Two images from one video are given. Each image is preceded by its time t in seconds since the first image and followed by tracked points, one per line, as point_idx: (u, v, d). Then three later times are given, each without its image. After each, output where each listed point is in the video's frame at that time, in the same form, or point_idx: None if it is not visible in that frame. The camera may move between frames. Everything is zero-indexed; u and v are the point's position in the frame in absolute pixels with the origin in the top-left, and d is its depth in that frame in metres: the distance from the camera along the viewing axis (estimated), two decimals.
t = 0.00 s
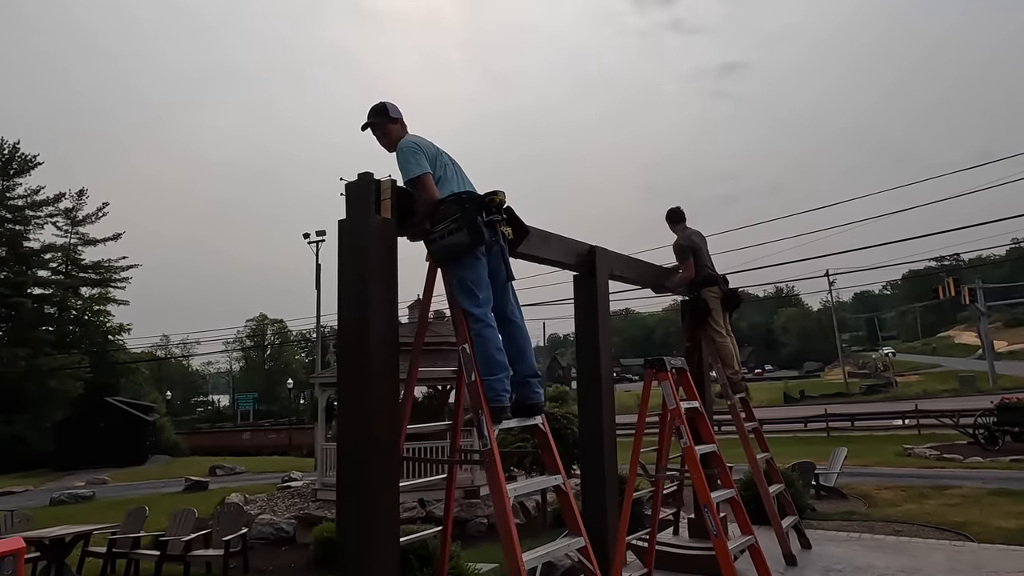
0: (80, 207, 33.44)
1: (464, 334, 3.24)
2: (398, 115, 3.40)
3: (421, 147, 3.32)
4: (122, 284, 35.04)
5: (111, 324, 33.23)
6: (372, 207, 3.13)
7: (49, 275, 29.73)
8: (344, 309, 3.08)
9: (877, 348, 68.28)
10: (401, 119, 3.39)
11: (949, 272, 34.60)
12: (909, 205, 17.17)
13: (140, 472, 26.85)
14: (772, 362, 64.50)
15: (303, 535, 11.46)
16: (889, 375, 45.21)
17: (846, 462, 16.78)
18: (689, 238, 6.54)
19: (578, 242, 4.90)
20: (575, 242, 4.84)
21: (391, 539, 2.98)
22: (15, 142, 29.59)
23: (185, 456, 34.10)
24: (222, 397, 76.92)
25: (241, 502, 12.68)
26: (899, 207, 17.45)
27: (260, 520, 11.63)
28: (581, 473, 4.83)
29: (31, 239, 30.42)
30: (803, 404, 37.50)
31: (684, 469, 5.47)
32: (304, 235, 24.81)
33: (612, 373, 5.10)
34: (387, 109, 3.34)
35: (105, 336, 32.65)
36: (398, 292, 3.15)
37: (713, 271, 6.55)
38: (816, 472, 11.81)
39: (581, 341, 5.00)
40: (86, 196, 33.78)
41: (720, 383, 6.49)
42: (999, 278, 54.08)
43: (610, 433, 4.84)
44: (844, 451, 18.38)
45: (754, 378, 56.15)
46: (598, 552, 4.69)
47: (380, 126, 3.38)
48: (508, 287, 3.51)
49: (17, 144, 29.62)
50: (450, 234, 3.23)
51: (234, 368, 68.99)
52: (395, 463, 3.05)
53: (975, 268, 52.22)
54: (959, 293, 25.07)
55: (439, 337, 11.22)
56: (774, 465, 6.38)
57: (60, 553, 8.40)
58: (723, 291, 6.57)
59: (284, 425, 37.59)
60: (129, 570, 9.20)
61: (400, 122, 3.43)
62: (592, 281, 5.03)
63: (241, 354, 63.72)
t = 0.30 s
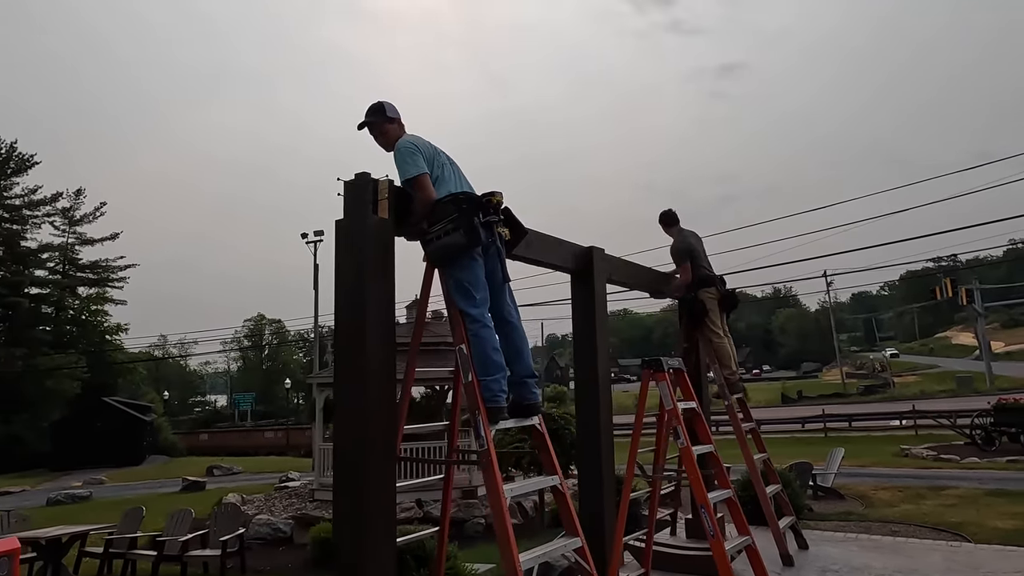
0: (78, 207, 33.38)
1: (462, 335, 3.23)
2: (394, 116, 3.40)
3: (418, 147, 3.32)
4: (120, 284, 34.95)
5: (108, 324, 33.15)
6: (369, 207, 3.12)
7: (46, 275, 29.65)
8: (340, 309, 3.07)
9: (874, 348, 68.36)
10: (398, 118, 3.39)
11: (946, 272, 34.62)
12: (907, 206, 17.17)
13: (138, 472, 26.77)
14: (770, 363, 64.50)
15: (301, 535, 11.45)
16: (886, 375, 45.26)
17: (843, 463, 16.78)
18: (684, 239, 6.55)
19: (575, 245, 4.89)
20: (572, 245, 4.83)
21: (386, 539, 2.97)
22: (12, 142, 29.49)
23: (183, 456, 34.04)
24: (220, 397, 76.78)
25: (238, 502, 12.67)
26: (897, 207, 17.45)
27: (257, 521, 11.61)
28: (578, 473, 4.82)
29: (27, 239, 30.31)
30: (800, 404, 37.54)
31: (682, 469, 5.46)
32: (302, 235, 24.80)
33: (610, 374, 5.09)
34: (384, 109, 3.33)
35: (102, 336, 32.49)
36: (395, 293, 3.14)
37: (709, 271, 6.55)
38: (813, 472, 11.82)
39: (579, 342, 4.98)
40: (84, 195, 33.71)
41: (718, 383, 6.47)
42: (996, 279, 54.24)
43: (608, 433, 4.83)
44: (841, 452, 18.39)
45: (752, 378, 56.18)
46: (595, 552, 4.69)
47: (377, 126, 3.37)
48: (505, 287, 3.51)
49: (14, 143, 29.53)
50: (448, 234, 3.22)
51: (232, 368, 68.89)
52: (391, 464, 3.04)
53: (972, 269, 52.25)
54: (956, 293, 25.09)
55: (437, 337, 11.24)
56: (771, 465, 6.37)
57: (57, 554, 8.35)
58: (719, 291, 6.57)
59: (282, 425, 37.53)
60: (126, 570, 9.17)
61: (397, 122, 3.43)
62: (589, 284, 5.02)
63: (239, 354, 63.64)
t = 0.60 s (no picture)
0: (75, 206, 33.31)
1: (460, 336, 3.23)
2: (392, 115, 3.38)
3: (417, 146, 3.30)
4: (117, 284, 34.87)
5: (106, 324, 33.10)
6: (367, 208, 3.12)
7: (43, 275, 29.58)
8: (339, 308, 3.07)
9: (872, 349, 68.44)
10: (396, 118, 3.37)
11: (944, 273, 34.66)
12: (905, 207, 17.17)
13: (135, 472, 26.72)
14: (768, 363, 64.58)
15: (298, 536, 11.44)
16: (884, 376, 45.31)
17: (841, 463, 16.80)
18: (688, 238, 6.54)
19: (574, 246, 4.89)
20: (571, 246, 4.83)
21: (384, 538, 2.97)
22: (9, 141, 29.40)
23: (180, 456, 33.96)
24: (218, 397, 76.76)
25: (235, 503, 12.65)
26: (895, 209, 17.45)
27: (255, 521, 11.60)
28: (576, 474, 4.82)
29: (25, 238, 30.23)
30: (798, 404, 37.61)
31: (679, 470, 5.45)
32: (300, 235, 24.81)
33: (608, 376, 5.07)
34: (383, 107, 3.31)
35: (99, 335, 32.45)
36: (393, 294, 3.14)
37: (710, 272, 6.55)
38: (811, 473, 11.83)
39: (578, 343, 4.98)
40: (81, 195, 33.64)
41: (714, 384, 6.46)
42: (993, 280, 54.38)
43: (606, 434, 4.82)
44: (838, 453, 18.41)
45: (750, 379, 56.23)
46: (593, 552, 4.68)
47: (375, 125, 3.35)
48: (503, 289, 3.51)
49: (11, 143, 29.44)
50: (445, 234, 3.21)
51: (229, 368, 68.77)
52: (389, 464, 3.03)
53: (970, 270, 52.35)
54: (953, 294, 25.12)
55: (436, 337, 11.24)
56: (768, 466, 6.37)
57: (53, 554, 8.32)
58: (719, 292, 6.56)
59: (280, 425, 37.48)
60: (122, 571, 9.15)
61: (396, 121, 3.41)
62: (588, 285, 5.02)
63: (237, 354, 63.57)
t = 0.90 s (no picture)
0: (73, 207, 33.25)
1: (456, 337, 3.23)
2: (391, 113, 3.38)
3: (415, 145, 3.29)
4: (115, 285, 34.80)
5: (103, 325, 33.02)
6: (364, 208, 3.11)
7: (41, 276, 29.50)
8: (335, 308, 3.06)
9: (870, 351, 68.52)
10: (395, 116, 3.37)
11: (943, 275, 34.68)
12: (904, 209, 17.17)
13: (133, 473, 26.70)
14: (766, 365, 64.59)
15: (295, 537, 11.42)
16: (882, 378, 45.30)
17: (838, 465, 16.80)
18: (696, 234, 6.52)
19: (572, 248, 4.88)
20: (568, 248, 4.82)
21: (379, 539, 2.95)
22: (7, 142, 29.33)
23: (177, 458, 33.89)
24: (216, 398, 76.66)
25: (232, 504, 12.62)
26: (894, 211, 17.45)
27: (252, 522, 11.60)
28: (573, 474, 4.80)
29: (22, 239, 30.17)
30: (796, 406, 37.63)
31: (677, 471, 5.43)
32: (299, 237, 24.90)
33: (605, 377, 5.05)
34: (385, 106, 3.32)
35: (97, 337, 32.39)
36: (390, 295, 3.13)
37: (714, 272, 6.54)
38: (809, 474, 11.84)
39: (575, 344, 4.97)
40: (79, 196, 33.58)
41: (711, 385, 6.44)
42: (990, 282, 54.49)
43: (603, 436, 4.81)
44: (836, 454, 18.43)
45: (748, 381, 56.29)
46: (590, 554, 4.66)
47: (372, 125, 3.36)
48: (499, 291, 3.51)
49: (9, 143, 29.36)
50: (440, 237, 3.21)
51: (227, 369, 68.65)
52: (385, 467, 3.02)
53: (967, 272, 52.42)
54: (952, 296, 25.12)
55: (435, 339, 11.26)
56: (766, 467, 6.35)
57: (49, 556, 8.30)
58: (720, 294, 6.56)
59: (278, 427, 37.42)
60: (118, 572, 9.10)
61: (395, 118, 3.42)
62: (586, 286, 5.01)
63: (235, 355, 63.49)
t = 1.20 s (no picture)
0: (71, 208, 33.18)
1: (453, 339, 3.22)
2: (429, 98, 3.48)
3: (433, 135, 3.32)
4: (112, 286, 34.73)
5: (100, 326, 32.96)
6: (362, 209, 3.11)
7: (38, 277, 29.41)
8: (333, 310, 3.05)
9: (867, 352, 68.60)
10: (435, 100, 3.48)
11: (940, 277, 34.73)
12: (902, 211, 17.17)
13: (131, 475, 26.69)
14: (764, 366, 64.64)
15: (293, 539, 11.39)
16: (879, 380, 45.36)
17: (836, 467, 16.80)
18: (702, 234, 6.52)
19: (570, 250, 4.87)
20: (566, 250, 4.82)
21: (376, 540, 2.95)
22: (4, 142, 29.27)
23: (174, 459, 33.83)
24: (213, 400, 76.59)
25: (229, 506, 12.61)
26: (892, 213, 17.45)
27: (250, 524, 11.59)
28: (571, 475, 4.79)
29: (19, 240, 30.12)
30: (794, 408, 37.67)
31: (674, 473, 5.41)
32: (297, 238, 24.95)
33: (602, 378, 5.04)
34: (421, 90, 3.42)
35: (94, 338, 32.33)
36: (387, 297, 3.12)
37: (718, 273, 6.53)
38: (807, 476, 11.84)
39: (573, 345, 4.96)
40: (77, 197, 33.51)
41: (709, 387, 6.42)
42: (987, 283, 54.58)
43: (601, 437, 4.80)
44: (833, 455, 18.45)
45: (746, 382, 56.36)
46: (587, 555, 4.65)
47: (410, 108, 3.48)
48: (498, 294, 3.52)
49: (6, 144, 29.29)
50: (438, 240, 3.21)
51: (225, 371, 68.57)
52: (382, 468, 3.02)
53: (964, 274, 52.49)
54: (949, 298, 25.16)
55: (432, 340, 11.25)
56: (764, 469, 6.35)
57: (45, 558, 8.28)
58: (723, 296, 6.55)
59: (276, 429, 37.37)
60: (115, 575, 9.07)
61: (431, 103, 3.50)
62: (583, 287, 5.01)
63: (232, 356, 63.42)
